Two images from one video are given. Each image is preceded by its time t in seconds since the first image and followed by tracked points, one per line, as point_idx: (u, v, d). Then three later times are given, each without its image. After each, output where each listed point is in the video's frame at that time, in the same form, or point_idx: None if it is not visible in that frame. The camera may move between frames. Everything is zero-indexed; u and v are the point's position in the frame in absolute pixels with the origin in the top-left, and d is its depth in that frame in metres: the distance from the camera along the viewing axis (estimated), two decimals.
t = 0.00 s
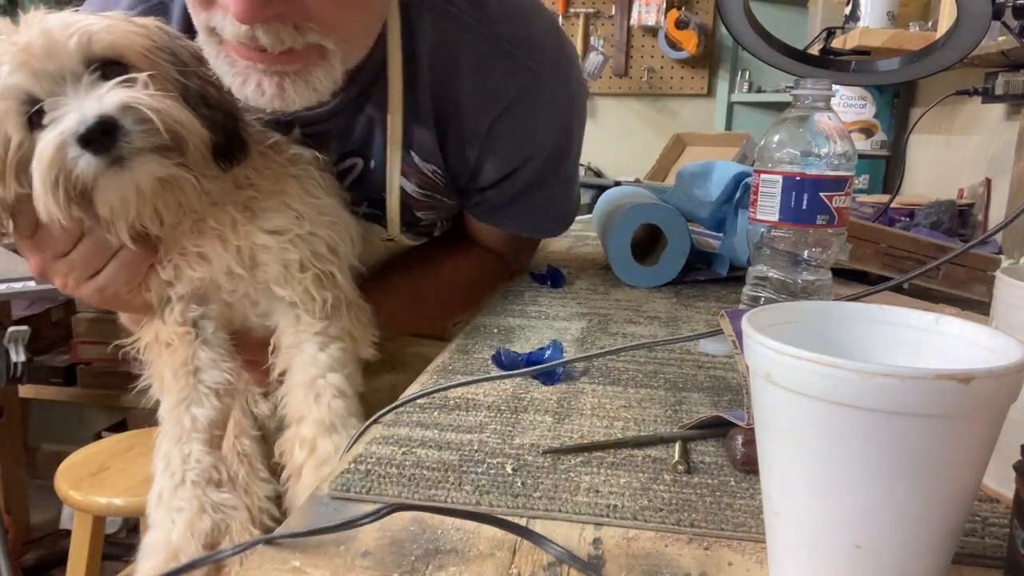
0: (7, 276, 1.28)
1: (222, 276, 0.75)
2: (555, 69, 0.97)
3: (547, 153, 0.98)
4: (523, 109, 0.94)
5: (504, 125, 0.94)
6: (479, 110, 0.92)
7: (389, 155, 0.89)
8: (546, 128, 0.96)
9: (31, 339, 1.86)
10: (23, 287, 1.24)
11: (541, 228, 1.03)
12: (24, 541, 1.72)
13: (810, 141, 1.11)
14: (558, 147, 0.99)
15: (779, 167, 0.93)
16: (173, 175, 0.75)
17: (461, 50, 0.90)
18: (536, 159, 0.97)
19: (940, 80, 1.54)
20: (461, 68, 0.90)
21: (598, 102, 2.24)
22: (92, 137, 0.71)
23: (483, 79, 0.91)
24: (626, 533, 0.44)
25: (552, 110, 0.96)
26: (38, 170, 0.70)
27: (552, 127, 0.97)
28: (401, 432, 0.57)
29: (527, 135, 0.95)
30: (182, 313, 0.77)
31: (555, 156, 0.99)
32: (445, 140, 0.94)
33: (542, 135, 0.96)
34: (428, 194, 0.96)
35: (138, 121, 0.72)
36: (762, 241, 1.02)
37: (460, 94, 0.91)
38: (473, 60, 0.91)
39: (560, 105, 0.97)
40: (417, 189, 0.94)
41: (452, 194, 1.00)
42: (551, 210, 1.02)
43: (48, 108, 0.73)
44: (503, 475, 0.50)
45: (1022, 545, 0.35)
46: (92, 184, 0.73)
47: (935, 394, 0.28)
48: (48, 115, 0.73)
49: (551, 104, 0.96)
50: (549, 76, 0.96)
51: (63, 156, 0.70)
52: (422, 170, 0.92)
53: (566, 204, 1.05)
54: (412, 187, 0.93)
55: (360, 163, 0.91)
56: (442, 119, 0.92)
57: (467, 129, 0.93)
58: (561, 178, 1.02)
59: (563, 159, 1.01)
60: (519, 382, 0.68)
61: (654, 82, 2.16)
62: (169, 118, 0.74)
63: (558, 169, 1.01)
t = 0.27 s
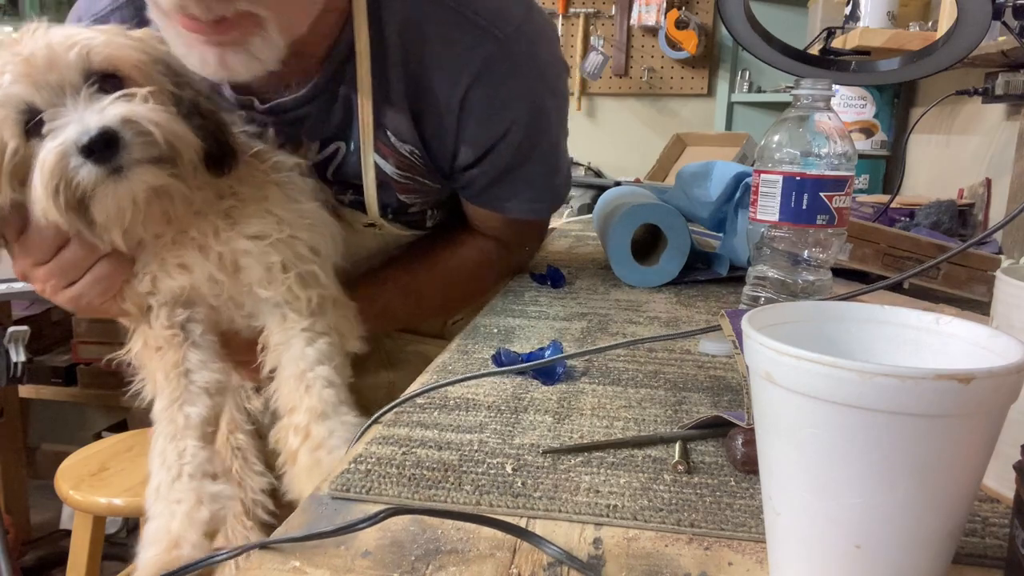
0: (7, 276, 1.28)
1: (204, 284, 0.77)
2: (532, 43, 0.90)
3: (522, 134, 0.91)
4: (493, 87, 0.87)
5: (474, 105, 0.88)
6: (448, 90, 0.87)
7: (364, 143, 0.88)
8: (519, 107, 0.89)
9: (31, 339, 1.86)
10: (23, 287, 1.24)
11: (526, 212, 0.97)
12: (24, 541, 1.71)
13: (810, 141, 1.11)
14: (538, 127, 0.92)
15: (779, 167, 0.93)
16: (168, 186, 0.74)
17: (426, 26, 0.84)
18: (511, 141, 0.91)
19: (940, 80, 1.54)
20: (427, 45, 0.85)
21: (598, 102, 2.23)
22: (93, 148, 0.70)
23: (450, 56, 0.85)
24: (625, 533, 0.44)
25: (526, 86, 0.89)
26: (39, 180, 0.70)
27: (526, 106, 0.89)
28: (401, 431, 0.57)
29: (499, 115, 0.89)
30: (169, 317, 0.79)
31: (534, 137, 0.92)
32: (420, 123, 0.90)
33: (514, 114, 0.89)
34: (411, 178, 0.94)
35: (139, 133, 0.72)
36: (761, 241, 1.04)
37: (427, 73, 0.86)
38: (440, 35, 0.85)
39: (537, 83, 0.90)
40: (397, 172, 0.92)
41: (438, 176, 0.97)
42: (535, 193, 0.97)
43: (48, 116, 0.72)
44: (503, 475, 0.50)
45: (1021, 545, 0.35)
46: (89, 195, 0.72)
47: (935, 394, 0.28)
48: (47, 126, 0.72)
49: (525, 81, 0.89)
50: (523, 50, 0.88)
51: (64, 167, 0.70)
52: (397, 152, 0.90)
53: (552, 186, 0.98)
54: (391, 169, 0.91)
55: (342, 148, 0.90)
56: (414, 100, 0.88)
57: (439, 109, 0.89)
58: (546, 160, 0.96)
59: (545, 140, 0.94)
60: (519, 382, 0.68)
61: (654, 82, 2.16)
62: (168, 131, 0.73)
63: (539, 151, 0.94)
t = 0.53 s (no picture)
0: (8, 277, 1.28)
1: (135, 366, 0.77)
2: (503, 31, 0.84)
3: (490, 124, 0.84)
4: (457, 74, 0.81)
5: (439, 93, 0.82)
6: (414, 80, 0.82)
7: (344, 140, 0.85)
8: (485, 95, 0.82)
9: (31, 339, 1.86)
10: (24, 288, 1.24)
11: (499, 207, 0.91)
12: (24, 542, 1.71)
13: (810, 141, 1.11)
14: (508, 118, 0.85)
15: (779, 167, 0.93)
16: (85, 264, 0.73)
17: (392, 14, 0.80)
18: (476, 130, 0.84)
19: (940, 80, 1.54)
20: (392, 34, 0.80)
21: (597, 102, 2.23)
22: None
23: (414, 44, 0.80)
24: (626, 533, 0.44)
25: (496, 73, 0.82)
26: None
27: (493, 94, 0.82)
28: (402, 431, 0.57)
29: (463, 104, 0.82)
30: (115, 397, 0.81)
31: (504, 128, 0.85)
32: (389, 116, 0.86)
33: (479, 103, 0.82)
34: (390, 177, 0.90)
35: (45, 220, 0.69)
36: (761, 241, 1.04)
37: (393, 62, 0.82)
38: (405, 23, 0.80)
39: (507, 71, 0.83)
40: (373, 171, 0.88)
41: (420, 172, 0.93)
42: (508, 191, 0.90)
43: None
44: (503, 475, 0.50)
45: (1021, 545, 0.35)
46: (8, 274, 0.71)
47: (936, 394, 0.28)
48: None
49: (492, 67, 0.82)
50: (491, 36, 0.82)
51: None
52: (373, 149, 0.87)
53: (530, 180, 0.91)
54: (370, 167, 0.88)
55: (308, 159, 0.88)
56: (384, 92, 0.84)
57: (407, 101, 0.84)
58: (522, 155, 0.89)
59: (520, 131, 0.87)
60: (519, 382, 0.68)
61: (655, 82, 2.16)
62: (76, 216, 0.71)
63: (513, 144, 0.87)
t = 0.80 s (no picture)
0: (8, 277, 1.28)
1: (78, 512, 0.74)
2: (460, 30, 0.79)
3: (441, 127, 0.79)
4: (404, 74, 0.77)
5: (388, 94, 0.79)
6: (364, 82, 0.79)
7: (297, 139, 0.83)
8: (433, 96, 0.77)
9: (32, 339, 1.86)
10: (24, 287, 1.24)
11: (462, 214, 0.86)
12: (24, 542, 1.72)
13: (810, 141, 1.11)
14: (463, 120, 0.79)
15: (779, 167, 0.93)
16: None
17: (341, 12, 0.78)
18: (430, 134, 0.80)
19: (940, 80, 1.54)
20: (341, 34, 0.78)
21: (597, 102, 2.23)
22: None
23: (363, 43, 0.77)
24: (626, 533, 0.44)
25: (440, 74, 0.77)
26: None
27: (440, 94, 0.77)
28: (402, 431, 0.57)
29: (412, 105, 0.78)
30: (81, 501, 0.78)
31: (457, 131, 0.80)
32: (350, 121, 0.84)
33: (427, 105, 0.78)
34: (347, 181, 0.88)
35: None
36: (761, 241, 1.04)
37: (344, 65, 0.79)
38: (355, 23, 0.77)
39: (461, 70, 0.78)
40: (331, 177, 0.87)
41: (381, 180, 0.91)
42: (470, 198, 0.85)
43: None
44: (503, 475, 0.50)
45: (1021, 545, 0.35)
46: None
47: (936, 394, 0.28)
48: None
49: (441, 67, 0.77)
50: (444, 33, 0.78)
51: None
52: (331, 154, 0.85)
53: (492, 187, 0.85)
54: (328, 174, 0.86)
55: (265, 169, 0.87)
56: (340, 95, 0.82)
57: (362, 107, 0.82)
58: (488, 160, 0.84)
59: (480, 135, 0.81)
60: (519, 382, 0.68)
61: (654, 82, 2.16)
62: None
63: (472, 148, 0.82)
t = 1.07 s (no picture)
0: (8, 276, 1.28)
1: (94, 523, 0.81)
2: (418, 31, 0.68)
3: (387, 135, 0.67)
4: (349, 75, 0.67)
5: (334, 97, 0.68)
6: (310, 85, 0.69)
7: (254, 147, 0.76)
8: (380, 98, 0.66)
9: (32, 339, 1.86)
10: (23, 287, 1.24)
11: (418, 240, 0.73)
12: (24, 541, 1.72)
13: (810, 141, 1.11)
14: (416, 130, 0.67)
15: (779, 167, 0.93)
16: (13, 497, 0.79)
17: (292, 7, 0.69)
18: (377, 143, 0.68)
19: (940, 80, 1.54)
20: (290, 33, 0.69)
21: (597, 102, 2.23)
22: None
23: (310, 42, 0.68)
24: (626, 533, 0.44)
25: (387, 76, 0.66)
26: None
27: (387, 95, 0.66)
28: (402, 431, 0.57)
29: (358, 108, 0.68)
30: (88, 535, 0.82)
31: (407, 141, 0.68)
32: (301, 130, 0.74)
33: (373, 109, 0.66)
34: (307, 192, 0.80)
35: None
36: (761, 241, 1.03)
37: (290, 66, 0.69)
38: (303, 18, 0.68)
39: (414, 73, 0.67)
40: (289, 185, 0.79)
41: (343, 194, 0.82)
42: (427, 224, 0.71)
43: None
44: (503, 475, 0.50)
45: (1021, 545, 0.35)
46: None
47: (937, 394, 0.28)
48: None
49: (392, 68, 0.66)
50: (398, 31, 0.67)
51: None
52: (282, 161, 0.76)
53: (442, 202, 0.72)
54: (283, 180, 0.78)
55: (221, 175, 0.81)
56: (289, 101, 0.72)
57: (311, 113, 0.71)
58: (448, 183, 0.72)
59: (436, 147, 0.69)
60: (519, 382, 0.68)
61: (654, 82, 2.16)
62: None
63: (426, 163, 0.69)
